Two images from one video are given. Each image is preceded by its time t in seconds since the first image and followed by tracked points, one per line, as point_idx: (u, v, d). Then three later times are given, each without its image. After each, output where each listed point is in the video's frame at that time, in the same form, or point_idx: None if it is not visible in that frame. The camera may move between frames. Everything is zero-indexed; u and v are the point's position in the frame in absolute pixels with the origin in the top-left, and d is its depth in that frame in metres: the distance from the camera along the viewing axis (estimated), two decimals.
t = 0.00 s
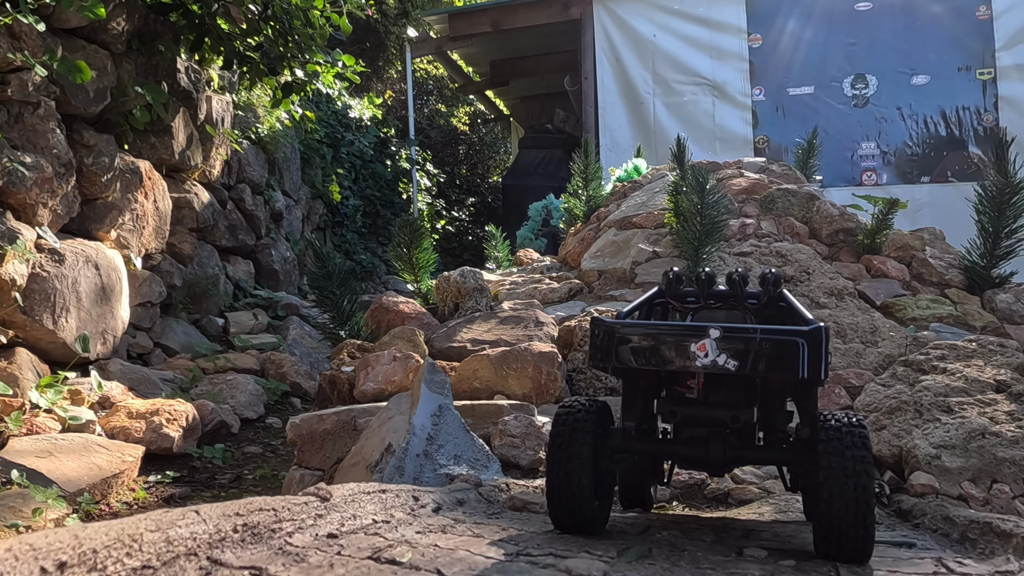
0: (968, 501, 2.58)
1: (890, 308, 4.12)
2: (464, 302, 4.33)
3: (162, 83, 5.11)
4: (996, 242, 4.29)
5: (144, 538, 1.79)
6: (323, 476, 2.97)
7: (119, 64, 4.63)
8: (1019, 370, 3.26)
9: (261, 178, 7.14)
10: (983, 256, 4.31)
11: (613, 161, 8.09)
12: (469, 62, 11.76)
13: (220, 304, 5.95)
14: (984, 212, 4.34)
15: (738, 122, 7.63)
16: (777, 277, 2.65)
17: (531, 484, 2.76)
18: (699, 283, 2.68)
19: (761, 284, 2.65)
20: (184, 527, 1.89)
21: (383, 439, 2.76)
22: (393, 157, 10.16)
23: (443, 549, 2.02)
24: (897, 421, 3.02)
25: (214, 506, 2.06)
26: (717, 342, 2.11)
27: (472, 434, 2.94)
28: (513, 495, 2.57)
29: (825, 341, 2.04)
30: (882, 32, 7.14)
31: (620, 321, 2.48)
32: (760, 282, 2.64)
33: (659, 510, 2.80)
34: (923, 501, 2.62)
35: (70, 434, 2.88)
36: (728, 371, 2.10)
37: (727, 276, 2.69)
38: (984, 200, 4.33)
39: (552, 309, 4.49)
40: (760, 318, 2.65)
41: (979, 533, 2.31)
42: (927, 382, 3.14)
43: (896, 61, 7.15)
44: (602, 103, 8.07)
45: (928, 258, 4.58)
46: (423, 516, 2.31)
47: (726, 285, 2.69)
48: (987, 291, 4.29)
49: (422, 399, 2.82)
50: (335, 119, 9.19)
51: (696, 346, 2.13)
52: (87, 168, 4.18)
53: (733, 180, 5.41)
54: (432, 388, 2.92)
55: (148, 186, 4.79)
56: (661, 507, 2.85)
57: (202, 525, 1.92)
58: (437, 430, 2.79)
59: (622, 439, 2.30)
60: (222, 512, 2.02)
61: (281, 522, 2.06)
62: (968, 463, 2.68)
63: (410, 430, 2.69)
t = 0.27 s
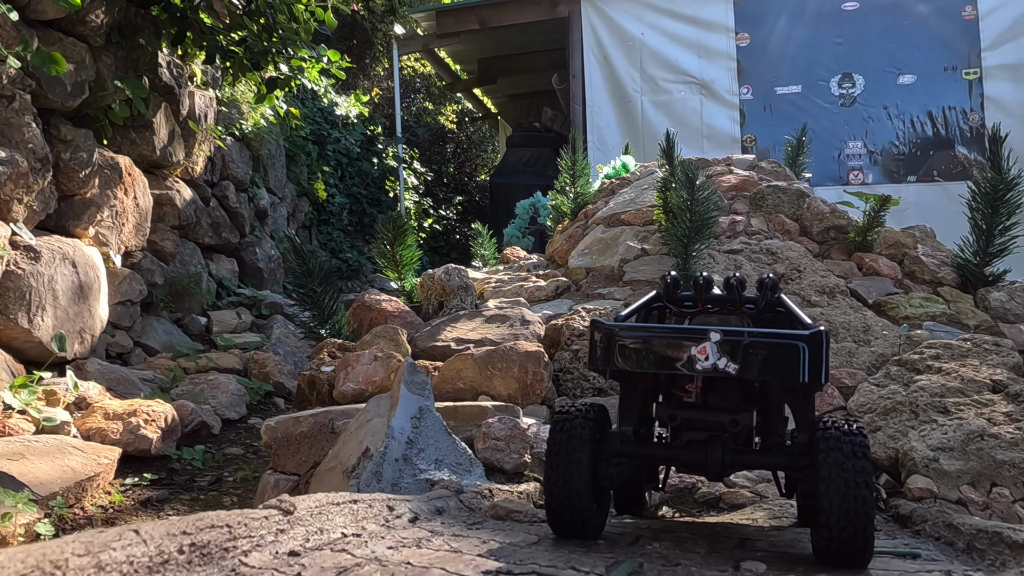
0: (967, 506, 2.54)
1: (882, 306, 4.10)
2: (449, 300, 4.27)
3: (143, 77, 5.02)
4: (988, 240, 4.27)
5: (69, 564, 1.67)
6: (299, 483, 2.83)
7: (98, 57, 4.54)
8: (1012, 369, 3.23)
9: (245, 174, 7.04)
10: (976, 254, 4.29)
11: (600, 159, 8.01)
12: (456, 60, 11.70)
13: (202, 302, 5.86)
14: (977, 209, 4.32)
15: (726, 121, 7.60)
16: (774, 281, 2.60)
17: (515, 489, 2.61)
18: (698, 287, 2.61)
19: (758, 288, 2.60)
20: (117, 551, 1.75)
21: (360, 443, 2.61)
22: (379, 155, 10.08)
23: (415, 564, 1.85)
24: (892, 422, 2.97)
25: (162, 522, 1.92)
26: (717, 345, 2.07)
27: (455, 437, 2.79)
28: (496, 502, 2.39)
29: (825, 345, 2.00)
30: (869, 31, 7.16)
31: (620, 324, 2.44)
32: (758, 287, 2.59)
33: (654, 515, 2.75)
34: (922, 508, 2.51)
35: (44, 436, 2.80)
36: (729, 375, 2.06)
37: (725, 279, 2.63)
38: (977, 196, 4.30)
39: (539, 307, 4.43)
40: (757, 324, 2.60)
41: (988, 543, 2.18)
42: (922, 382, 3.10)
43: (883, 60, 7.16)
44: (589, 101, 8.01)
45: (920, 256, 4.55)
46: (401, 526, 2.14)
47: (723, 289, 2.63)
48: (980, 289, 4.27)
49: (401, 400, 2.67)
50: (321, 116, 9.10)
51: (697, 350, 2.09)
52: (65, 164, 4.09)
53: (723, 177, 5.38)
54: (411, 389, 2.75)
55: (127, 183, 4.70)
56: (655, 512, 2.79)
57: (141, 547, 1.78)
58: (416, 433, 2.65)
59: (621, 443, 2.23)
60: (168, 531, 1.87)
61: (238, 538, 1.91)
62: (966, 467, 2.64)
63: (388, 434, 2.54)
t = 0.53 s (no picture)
0: (968, 510, 2.46)
1: (876, 305, 4.07)
2: (434, 298, 4.21)
3: (125, 72, 4.94)
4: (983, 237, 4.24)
5: None
6: (276, 488, 2.70)
7: (78, 51, 4.46)
8: (1009, 369, 3.21)
9: (230, 172, 6.95)
10: (970, 251, 4.27)
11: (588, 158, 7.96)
12: (444, 58, 11.64)
13: (186, 301, 5.77)
14: (972, 206, 4.30)
15: (714, 120, 7.57)
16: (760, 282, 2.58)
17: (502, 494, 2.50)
18: (685, 292, 2.60)
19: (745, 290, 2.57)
20: None
21: (338, 448, 2.46)
22: (367, 153, 10.00)
23: None
24: (889, 423, 2.94)
25: (100, 544, 1.73)
26: (714, 348, 2.01)
27: (438, 441, 2.67)
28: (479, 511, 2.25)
29: (820, 344, 1.98)
30: (857, 31, 7.18)
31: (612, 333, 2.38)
32: (744, 288, 2.57)
33: (647, 522, 2.67)
34: (923, 513, 2.47)
35: (19, 437, 2.72)
36: (727, 378, 2.01)
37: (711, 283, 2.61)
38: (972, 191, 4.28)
39: (527, 306, 4.38)
40: (745, 325, 2.59)
41: (999, 553, 2.11)
42: (918, 383, 3.07)
43: (871, 60, 7.17)
44: (578, 100, 7.97)
45: (913, 254, 4.53)
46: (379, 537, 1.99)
47: (710, 293, 2.62)
48: (975, 287, 4.25)
49: (382, 403, 2.54)
50: (308, 113, 9.01)
51: (695, 354, 2.03)
52: (43, 159, 4.01)
53: (713, 174, 5.35)
54: (393, 390, 2.64)
55: (108, 179, 4.62)
56: (648, 519, 2.70)
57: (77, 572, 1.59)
58: (398, 437, 2.53)
59: (619, 448, 2.19)
60: (107, 552, 1.68)
61: (190, 555, 1.73)
62: (965, 469, 2.58)
63: (367, 438, 2.41)
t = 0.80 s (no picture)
0: (972, 516, 2.41)
1: (871, 304, 4.05)
2: (422, 297, 4.16)
3: (108, 67, 4.87)
4: (979, 236, 4.23)
5: None
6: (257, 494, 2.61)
7: (59, 46, 4.39)
8: (1008, 370, 3.19)
9: (216, 170, 6.87)
10: (967, 250, 4.25)
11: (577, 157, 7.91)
12: (433, 56, 11.58)
13: (170, 300, 5.70)
14: (968, 204, 4.30)
15: (704, 119, 7.55)
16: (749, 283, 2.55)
17: (491, 501, 2.44)
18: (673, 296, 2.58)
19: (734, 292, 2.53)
20: None
21: (321, 453, 2.37)
22: (355, 151, 9.93)
23: None
24: (889, 426, 2.89)
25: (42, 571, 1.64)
26: (712, 354, 1.97)
27: (425, 445, 2.59)
28: (468, 521, 2.16)
29: (819, 345, 1.94)
30: (845, 31, 7.18)
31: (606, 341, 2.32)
32: (733, 290, 2.53)
33: (641, 530, 2.60)
34: (928, 520, 2.39)
35: None
36: (728, 383, 1.96)
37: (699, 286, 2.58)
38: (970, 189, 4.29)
39: (517, 305, 4.34)
40: (736, 328, 2.56)
41: (1016, 566, 2.05)
42: (918, 384, 3.03)
43: (858, 60, 7.17)
44: (567, 99, 7.93)
45: (908, 253, 4.52)
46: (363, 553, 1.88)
47: (699, 296, 2.59)
48: (971, 287, 4.23)
49: (366, 406, 2.48)
50: (295, 111, 8.93)
51: (694, 361, 1.98)
52: (23, 155, 3.93)
53: (705, 172, 5.33)
54: (377, 393, 2.58)
55: (91, 176, 4.55)
56: (642, 528, 2.63)
57: None
58: (383, 442, 2.46)
59: (618, 457, 2.18)
60: None
61: None
62: (969, 474, 2.54)
63: (351, 443, 2.33)
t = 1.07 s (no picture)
0: (980, 521, 2.39)
1: (869, 303, 4.03)
2: (411, 296, 4.10)
3: (92, 62, 4.81)
4: (978, 235, 4.21)
5: None
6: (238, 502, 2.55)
7: (40, 39, 4.31)
8: (1011, 370, 3.14)
9: (203, 167, 6.79)
10: (965, 249, 4.23)
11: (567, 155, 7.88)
12: (422, 55, 11.52)
13: (155, 299, 5.62)
14: (966, 202, 4.33)
15: (694, 118, 7.53)
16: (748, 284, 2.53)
17: (483, 508, 2.34)
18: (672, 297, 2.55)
19: (734, 293, 2.51)
20: None
21: (305, 458, 2.30)
22: (344, 150, 9.87)
23: None
24: (891, 429, 2.84)
25: None
26: (722, 360, 1.93)
27: (414, 449, 2.49)
28: (459, 530, 2.03)
29: (831, 350, 1.91)
30: (834, 32, 7.18)
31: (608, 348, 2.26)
32: (733, 291, 2.51)
33: (639, 537, 2.49)
34: (938, 527, 2.31)
35: None
36: (739, 390, 1.92)
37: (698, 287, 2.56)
38: (969, 186, 4.32)
39: (508, 304, 4.30)
40: (738, 329, 2.54)
41: None
42: (920, 385, 2.99)
43: (847, 60, 7.17)
44: (558, 97, 7.89)
45: (905, 251, 4.50)
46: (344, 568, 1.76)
47: (698, 297, 2.56)
48: (969, 286, 4.21)
49: (351, 409, 2.39)
50: (283, 109, 8.85)
51: (702, 367, 1.94)
52: (3, 151, 3.85)
53: (700, 169, 5.30)
54: (365, 396, 2.48)
55: (74, 173, 4.47)
56: (639, 535, 2.52)
57: None
58: (370, 446, 2.36)
59: (623, 464, 2.13)
60: None
61: None
62: (975, 477, 2.50)
63: (335, 448, 2.25)
